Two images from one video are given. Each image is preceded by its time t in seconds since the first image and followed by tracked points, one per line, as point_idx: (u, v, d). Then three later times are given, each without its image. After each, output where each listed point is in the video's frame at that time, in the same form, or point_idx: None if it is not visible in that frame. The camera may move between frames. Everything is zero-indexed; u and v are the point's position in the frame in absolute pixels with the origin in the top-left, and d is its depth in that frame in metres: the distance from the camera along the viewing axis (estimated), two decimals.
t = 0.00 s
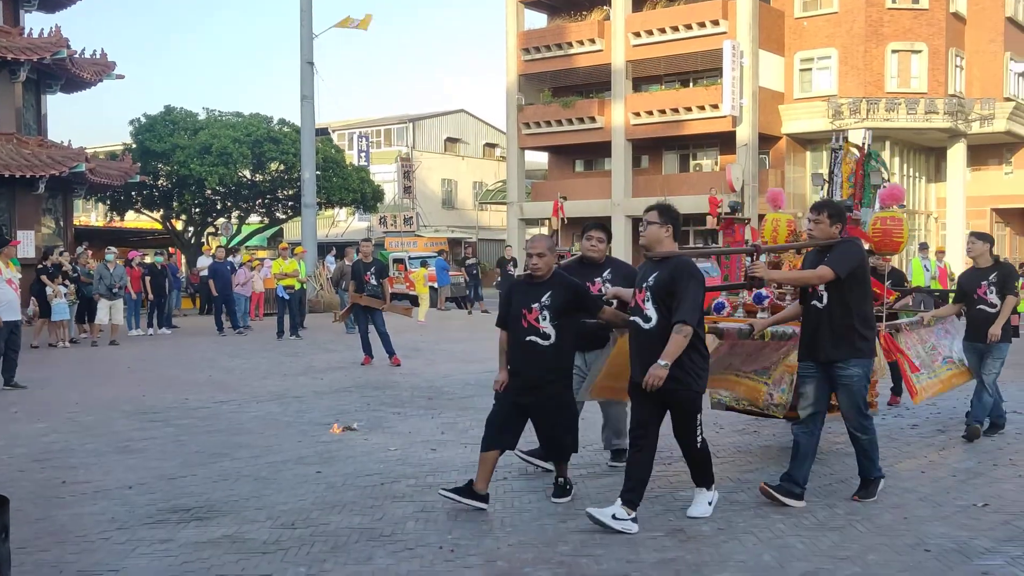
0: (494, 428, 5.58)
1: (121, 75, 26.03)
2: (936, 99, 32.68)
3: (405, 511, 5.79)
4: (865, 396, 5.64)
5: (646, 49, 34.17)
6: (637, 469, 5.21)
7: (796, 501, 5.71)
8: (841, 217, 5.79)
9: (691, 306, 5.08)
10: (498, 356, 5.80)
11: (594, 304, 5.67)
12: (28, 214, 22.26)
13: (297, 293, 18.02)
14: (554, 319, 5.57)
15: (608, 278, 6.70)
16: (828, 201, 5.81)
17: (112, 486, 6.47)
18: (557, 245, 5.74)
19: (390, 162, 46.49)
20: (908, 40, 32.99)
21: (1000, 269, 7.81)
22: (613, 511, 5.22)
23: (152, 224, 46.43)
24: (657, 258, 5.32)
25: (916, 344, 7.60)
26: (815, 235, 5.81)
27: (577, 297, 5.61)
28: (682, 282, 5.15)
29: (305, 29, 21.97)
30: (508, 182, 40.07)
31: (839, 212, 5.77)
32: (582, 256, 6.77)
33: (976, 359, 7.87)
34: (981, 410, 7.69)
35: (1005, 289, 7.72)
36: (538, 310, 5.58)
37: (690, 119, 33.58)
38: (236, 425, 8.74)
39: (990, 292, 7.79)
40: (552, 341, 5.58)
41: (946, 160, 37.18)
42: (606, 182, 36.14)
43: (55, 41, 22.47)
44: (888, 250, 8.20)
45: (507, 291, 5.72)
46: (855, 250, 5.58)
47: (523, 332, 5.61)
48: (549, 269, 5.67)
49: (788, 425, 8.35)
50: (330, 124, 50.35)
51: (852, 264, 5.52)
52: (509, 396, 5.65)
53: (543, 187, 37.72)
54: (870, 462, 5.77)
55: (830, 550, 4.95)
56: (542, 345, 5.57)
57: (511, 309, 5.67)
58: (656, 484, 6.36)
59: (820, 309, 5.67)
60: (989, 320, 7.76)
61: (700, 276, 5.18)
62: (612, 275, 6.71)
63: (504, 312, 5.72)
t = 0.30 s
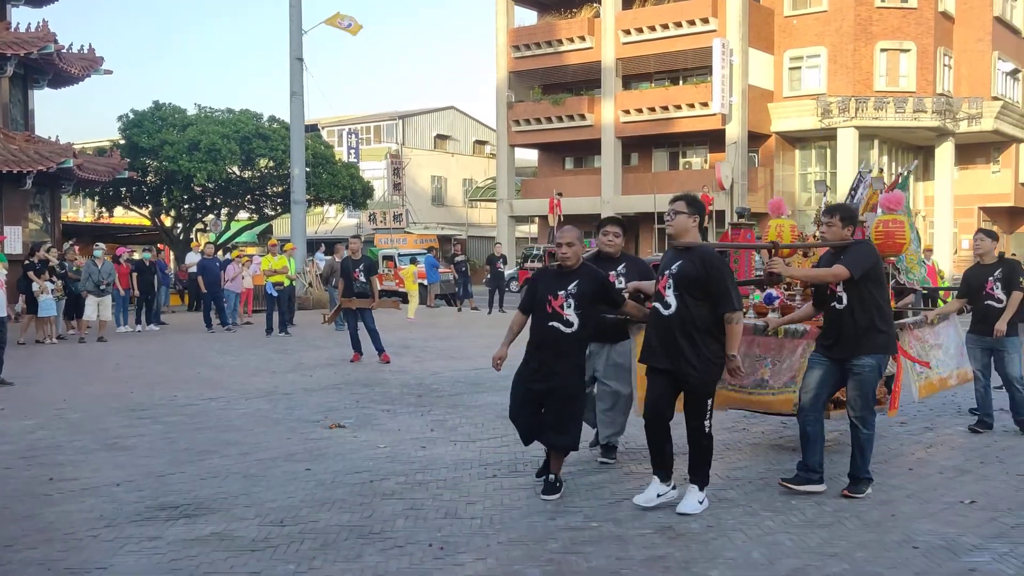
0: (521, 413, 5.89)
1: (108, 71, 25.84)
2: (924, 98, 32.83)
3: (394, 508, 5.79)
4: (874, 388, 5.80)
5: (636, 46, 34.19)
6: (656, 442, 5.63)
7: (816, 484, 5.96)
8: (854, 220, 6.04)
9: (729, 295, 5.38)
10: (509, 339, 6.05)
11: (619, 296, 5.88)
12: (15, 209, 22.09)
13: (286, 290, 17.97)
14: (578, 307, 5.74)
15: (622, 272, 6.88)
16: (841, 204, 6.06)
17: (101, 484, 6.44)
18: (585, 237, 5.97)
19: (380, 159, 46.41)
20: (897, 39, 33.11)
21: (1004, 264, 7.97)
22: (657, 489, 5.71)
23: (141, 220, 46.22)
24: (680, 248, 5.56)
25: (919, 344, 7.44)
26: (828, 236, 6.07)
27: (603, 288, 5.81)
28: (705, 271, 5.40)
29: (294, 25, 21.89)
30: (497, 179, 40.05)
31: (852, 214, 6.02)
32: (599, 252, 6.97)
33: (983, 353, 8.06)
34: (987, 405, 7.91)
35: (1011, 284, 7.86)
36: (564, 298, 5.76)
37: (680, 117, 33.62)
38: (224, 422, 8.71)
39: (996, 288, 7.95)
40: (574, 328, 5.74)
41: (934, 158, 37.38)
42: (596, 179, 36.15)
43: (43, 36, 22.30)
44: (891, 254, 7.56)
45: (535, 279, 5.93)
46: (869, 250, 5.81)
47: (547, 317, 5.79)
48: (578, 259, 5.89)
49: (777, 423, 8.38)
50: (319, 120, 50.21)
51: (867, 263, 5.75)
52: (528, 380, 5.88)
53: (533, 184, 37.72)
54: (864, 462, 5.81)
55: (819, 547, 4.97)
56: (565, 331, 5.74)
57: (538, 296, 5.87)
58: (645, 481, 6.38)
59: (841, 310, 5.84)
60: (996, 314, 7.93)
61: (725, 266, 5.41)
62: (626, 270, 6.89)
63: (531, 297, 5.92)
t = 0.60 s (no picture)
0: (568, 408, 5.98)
1: (107, 72, 25.79)
2: (923, 97, 32.83)
3: (394, 510, 5.79)
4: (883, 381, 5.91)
5: (635, 47, 34.20)
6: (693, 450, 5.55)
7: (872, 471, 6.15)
8: (865, 215, 6.14)
9: (749, 295, 5.42)
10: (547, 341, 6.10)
11: (638, 292, 6.04)
12: (14, 211, 22.07)
13: (286, 292, 17.97)
14: (601, 306, 5.87)
15: (639, 274, 6.91)
16: (851, 199, 6.18)
17: (102, 487, 6.43)
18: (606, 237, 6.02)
19: (380, 160, 46.46)
20: (896, 39, 33.12)
21: None
22: (739, 478, 5.96)
23: (140, 223, 46.24)
24: (704, 249, 5.57)
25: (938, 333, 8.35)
26: (840, 232, 6.17)
27: (624, 287, 5.94)
28: (730, 272, 5.44)
29: (293, 27, 21.89)
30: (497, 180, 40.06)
31: (862, 209, 6.13)
32: (616, 256, 7.01)
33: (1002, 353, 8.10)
34: (994, 402, 7.93)
35: None
36: (586, 298, 5.88)
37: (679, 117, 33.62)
38: (225, 425, 8.70)
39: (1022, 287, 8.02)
40: (599, 328, 5.88)
41: (933, 158, 37.39)
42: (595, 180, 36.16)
43: (41, 38, 22.29)
44: (911, 238, 8.63)
45: (557, 281, 6.04)
46: (881, 245, 5.93)
47: (572, 318, 5.92)
48: (598, 260, 5.98)
49: (778, 423, 8.38)
50: (319, 122, 50.24)
51: (879, 259, 5.87)
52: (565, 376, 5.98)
53: (532, 185, 37.74)
54: (872, 453, 5.88)
55: (820, 547, 4.97)
56: (590, 331, 5.88)
57: (561, 298, 5.98)
58: (646, 482, 6.38)
59: (849, 302, 6.01)
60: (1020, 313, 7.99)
61: (748, 267, 5.47)
62: (643, 272, 6.92)
63: (554, 299, 6.03)
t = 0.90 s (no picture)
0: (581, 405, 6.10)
1: (102, 71, 25.73)
2: (919, 98, 32.88)
3: (390, 509, 5.79)
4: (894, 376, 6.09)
5: (632, 47, 34.21)
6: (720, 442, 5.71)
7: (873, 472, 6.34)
8: (878, 217, 6.24)
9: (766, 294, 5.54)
10: (563, 337, 6.20)
11: (657, 291, 6.12)
12: (10, 210, 22.02)
13: (281, 291, 17.94)
14: (623, 306, 5.94)
15: (654, 275, 6.99)
16: (864, 204, 6.21)
17: (98, 485, 6.43)
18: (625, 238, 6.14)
19: (376, 160, 46.44)
20: (892, 39, 33.18)
21: None
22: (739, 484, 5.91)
23: (136, 221, 46.22)
24: (721, 249, 5.72)
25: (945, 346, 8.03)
26: (852, 235, 6.27)
27: (643, 286, 6.03)
28: (747, 271, 5.56)
29: (290, 26, 21.86)
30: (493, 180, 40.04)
31: (875, 213, 6.19)
32: (632, 256, 7.09)
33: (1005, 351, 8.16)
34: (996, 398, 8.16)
35: None
36: (608, 298, 5.95)
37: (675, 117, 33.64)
38: (220, 423, 8.69)
39: None
40: (621, 327, 5.95)
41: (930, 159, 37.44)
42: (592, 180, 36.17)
43: (37, 36, 22.25)
44: (918, 257, 8.61)
45: (578, 281, 6.10)
46: (893, 248, 6.12)
47: (594, 318, 5.99)
48: (618, 260, 6.07)
49: (774, 423, 8.39)
50: (315, 121, 50.21)
51: (891, 260, 6.07)
52: (585, 377, 6.06)
53: (528, 185, 37.74)
54: (880, 448, 6.05)
55: (815, 546, 4.98)
56: (612, 330, 5.95)
57: (583, 296, 6.05)
58: (642, 481, 6.39)
59: (862, 302, 6.19)
60: None
61: (765, 266, 5.57)
62: (658, 272, 7.00)
63: (575, 298, 6.09)
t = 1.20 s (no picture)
0: (594, 403, 6.11)
1: (96, 69, 25.66)
2: (913, 96, 32.97)
3: (383, 508, 5.78)
4: (912, 375, 6.18)
5: (626, 45, 34.21)
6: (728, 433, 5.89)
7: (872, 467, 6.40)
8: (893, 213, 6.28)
9: (782, 290, 5.57)
10: (580, 334, 6.23)
11: (673, 285, 6.11)
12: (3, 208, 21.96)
13: (276, 290, 17.92)
14: (638, 301, 5.95)
15: (666, 268, 6.90)
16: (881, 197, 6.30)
17: (92, 485, 6.40)
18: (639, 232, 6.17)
19: (370, 158, 46.42)
20: (886, 38, 33.25)
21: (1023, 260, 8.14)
22: (734, 482, 5.93)
23: (130, 220, 46.12)
24: (736, 245, 5.78)
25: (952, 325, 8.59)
26: (868, 229, 6.33)
27: (659, 281, 6.03)
28: (760, 268, 5.60)
29: (284, 24, 21.83)
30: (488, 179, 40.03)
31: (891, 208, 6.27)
32: (643, 249, 7.05)
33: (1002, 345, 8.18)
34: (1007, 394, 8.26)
35: None
36: (622, 294, 5.99)
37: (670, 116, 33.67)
38: (214, 422, 8.67)
39: (1013, 281, 8.08)
40: (637, 322, 5.97)
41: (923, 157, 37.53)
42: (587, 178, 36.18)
43: (30, 35, 22.20)
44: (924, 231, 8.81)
45: (593, 278, 6.17)
46: (908, 244, 6.09)
47: (610, 314, 6.03)
48: (632, 255, 6.08)
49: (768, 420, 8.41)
50: (310, 120, 50.14)
51: (905, 258, 6.05)
52: (603, 377, 6.09)
53: (523, 183, 37.74)
54: (917, 443, 6.25)
55: (809, 544, 4.99)
56: (628, 325, 5.97)
57: (597, 294, 6.11)
58: (636, 480, 6.39)
59: (877, 298, 6.24)
60: (1009, 309, 8.04)
61: (778, 261, 5.60)
62: (670, 265, 6.88)
63: (591, 295, 6.16)
